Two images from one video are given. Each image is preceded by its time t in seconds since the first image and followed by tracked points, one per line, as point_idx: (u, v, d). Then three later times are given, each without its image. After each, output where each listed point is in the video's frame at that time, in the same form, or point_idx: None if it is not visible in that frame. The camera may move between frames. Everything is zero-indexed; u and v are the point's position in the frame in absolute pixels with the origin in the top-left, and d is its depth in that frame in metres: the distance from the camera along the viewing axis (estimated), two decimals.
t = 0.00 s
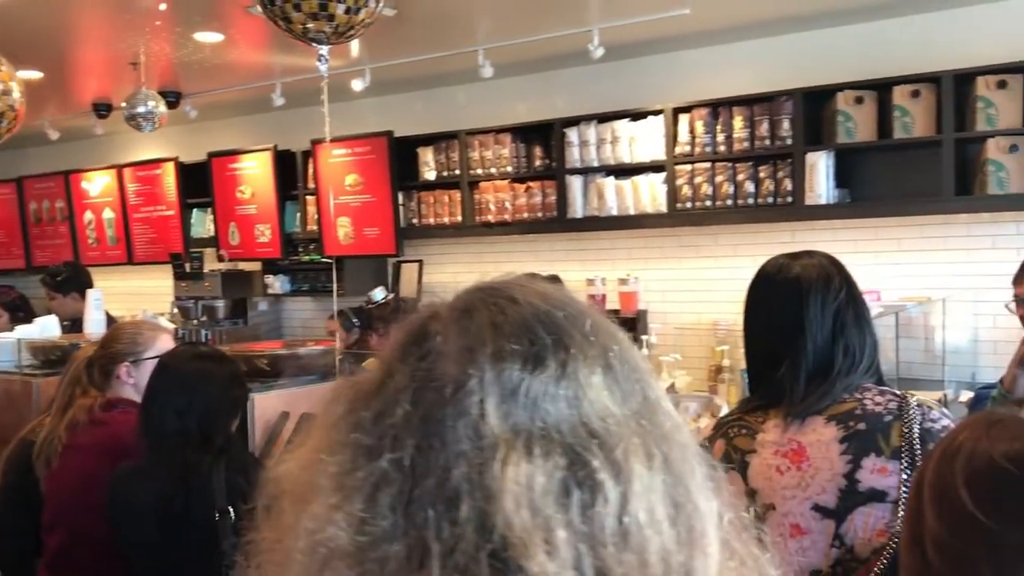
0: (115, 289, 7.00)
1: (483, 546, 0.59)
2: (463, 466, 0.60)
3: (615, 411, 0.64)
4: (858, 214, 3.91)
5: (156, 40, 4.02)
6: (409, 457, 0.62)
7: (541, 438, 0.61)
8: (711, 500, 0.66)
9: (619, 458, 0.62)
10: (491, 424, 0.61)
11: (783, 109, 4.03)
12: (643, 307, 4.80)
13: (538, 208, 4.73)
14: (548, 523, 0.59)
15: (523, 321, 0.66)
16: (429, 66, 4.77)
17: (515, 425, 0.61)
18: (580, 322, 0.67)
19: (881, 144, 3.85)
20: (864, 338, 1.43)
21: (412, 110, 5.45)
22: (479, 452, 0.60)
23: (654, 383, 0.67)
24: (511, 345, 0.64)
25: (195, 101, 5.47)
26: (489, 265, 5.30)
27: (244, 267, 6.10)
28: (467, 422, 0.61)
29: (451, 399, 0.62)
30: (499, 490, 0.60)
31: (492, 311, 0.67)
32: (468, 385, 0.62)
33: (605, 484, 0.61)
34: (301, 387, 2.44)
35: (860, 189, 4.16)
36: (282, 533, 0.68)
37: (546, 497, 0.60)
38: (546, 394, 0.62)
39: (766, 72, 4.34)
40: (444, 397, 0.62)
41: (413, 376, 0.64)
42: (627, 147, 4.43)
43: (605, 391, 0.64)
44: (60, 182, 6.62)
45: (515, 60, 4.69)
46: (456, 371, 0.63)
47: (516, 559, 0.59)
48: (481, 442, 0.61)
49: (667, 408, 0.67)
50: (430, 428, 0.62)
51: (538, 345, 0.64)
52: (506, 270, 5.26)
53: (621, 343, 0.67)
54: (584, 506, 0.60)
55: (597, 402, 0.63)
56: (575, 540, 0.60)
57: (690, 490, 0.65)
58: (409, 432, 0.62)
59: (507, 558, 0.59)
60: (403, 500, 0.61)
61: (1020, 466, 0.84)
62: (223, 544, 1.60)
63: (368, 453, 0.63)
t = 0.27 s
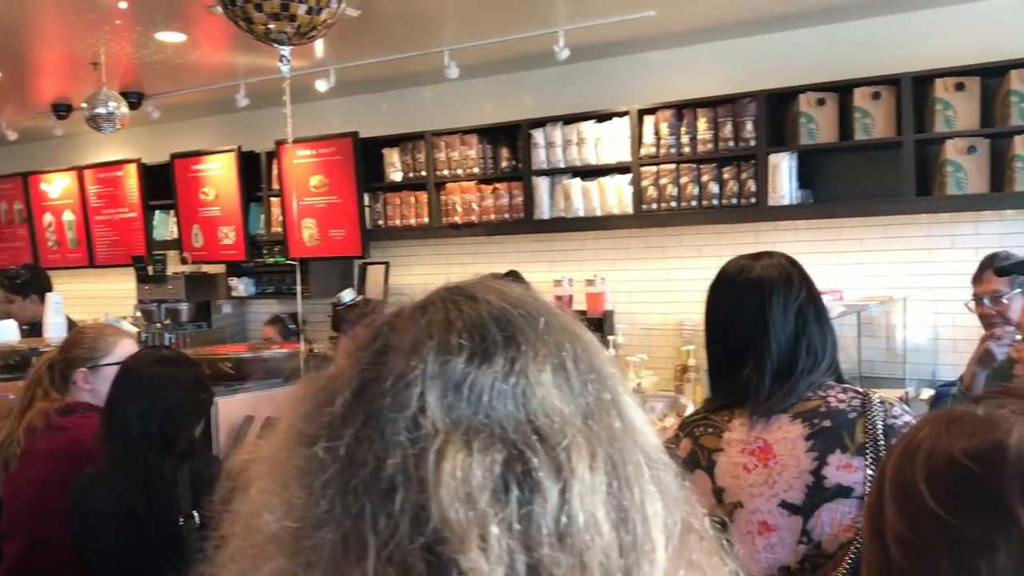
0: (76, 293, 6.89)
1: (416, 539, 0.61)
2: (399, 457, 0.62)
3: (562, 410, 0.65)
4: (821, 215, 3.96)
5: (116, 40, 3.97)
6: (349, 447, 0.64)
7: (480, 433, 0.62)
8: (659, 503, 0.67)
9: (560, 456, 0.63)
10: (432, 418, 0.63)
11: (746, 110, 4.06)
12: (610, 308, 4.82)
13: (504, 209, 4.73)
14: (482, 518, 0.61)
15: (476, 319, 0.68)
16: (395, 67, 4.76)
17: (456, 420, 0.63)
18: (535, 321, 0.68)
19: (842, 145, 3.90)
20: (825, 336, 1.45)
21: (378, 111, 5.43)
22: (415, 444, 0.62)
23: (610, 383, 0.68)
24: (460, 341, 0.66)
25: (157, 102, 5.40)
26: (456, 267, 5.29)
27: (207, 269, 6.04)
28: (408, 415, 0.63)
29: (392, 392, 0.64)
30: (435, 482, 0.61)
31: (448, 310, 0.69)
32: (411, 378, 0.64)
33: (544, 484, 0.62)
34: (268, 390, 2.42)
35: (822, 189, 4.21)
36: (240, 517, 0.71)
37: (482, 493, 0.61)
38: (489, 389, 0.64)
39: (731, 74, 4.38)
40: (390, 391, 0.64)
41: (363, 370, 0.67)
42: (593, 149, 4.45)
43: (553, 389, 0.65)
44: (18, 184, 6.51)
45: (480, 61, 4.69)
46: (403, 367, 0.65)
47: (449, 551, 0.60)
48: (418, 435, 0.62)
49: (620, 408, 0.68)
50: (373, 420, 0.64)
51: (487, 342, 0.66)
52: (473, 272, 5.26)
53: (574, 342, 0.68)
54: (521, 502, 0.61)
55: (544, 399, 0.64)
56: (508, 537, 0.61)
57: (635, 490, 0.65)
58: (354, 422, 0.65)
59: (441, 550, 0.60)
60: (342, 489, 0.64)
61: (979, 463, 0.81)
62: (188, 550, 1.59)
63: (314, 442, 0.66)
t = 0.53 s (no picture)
0: (33, 296, 6.77)
1: (371, 539, 0.60)
2: (354, 455, 0.61)
3: (526, 409, 0.63)
4: (783, 214, 3.99)
5: (73, 39, 3.89)
6: (303, 445, 0.63)
7: (439, 433, 0.61)
8: (625, 506, 0.65)
9: (521, 457, 0.62)
10: (390, 416, 0.62)
11: (709, 110, 4.08)
12: (575, 308, 4.83)
13: (469, 210, 4.71)
14: (439, 519, 0.59)
15: (440, 316, 0.67)
16: (357, 67, 4.73)
17: (414, 419, 0.62)
18: (500, 320, 0.67)
19: (803, 145, 3.93)
20: (784, 333, 1.45)
21: (341, 111, 5.39)
22: (371, 442, 0.61)
23: (577, 383, 0.67)
24: (422, 338, 0.65)
25: (115, 101, 5.32)
26: (421, 268, 5.27)
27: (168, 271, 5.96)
28: (365, 412, 0.62)
29: (350, 389, 0.63)
30: (391, 482, 0.60)
31: (412, 307, 0.68)
32: (369, 375, 0.63)
33: (504, 484, 0.61)
34: (229, 394, 2.38)
35: (784, 189, 4.25)
36: (195, 518, 0.70)
37: (439, 493, 0.60)
38: (449, 388, 0.63)
39: (694, 74, 4.40)
40: (348, 389, 0.64)
41: (322, 369, 0.66)
42: (558, 149, 4.45)
43: (517, 387, 0.64)
44: None
45: (444, 61, 4.67)
46: (363, 364, 0.64)
47: (406, 552, 0.59)
48: (375, 434, 0.61)
49: (587, 408, 0.67)
50: (330, 419, 0.63)
51: (450, 339, 0.65)
52: (438, 272, 5.24)
53: (540, 341, 0.67)
54: (480, 504, 0.60)
55: (506, 398, 0.63)
56: (465, 539, 0.60)
57: (601, 492, 0.64)
58: (313, 422, 0.64)
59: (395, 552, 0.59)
60: (296, 488, 0.63)
61: (937, 457, 0.82)
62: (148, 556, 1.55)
63: (270, 440, 0.66)
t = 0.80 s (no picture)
0: None
1: (331, 544, 0.59)
2: (315, 457, 0.60)
3: (491, 413, 0.63)
4: (742, 215, 4.03)
5: (24, 40, 3.82)
6: (261, 447, 0.62)
7: (403, 435, 0.61)
8: (592, 513, 0.65)
9: (486, 460, 0.61)
10: (354, 419, 0.61)
11: (668, 112, 4.12)
12: (537, 310, 4.83)
13: (431, 212, 4.70)
14: (402, 523, 0.59)
15: (406, 320, 0.66)
16: (316, 69, 4.70)
17: (378, 422, 0.61)
18: (465, 324, 0.67)
19: (762, 146, 3.98)
20: (735, 325, 1.46)
21: (301, 112, 5.34)
22: (332, 444, 0.60)
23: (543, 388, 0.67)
24: (386, 340, 0.65)
25: (69, 104, 5.23)
26: (383, 270, 5.25)
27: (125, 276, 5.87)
28: (326, 414, 0.61)
29: (311, 391, 0.63)
30: (353, 485, 0.59)
31: (376, 311, 0.67)
32: (332, 377, 0.63)
33: (468, 488, 0.60)
34: (188, 400, 2.34)
35: (743, 190, 4.29)
36: (148, 525, 0.68)
37: (403, 496, 0.59)
38: (414, 390, 0.62)
39: (654, 76, 4.43)
40: (311, 392, 0.63)
41: (282, 371, 0.65)
42: (519, 151, 4.45)
43: (482, 390, 0.64)
44: None
45: (405, 63, 4.65)
46: (327, 367, 0.63)
47: (368, 556, 0.58)
48: (336, 436, 0.61)
49: (552, 413, 0.67)
50: (292, 422, 0.62)
51: (415, 341, 0.65)
52: (400, 275, 5.21)
53: (505, 346, 0.68)
54: (444, 508, 0.60)
55: (473, 399, 0.63)
56: (429, 543, 0.59)
57: (568, 497, 0.64)
58: (274, 424, 0.63)
59: (359, 557, 0.58)
60: (256, 491, 0.61)
61: (896, 453, 0.83)
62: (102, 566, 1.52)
63: (229, 444, 0.65)
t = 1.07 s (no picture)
0: None
1: (253, 559, 0.55)
2: (235, 469, 0.56)
3: (421, 420, 0.59)
4: (701, 215, 4.06)
5: None
6: (180, 461, 0.58)
7: (328, 444, 0.57)
8: (527, 522, 0.61)
9: (415, 467, 0.57)
10: (276, 429, 0.57)
11: (627, 114, 4.15)
12: (499, 312, 4.82)
13: (391, 214, 4.67)
14: (327, 535, 0.55)
15: (333, 324, 0.62)
16: (273, 70, 4.65)
17: (301, 431, 0.57)
18: (395, 327, 0.63)
19: (719, 147, 4.01)
20: (690, 326, 1.46)
21: (258, 114, 5.28)
22: (253, 455, 0.57)
23: (476, 392, 0.63)
24: (310, 346, 0.60)
25: (19, 106, 5.12)
26: (343, 273, 5.20)
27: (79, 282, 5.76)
28: (247, 425, 0.57)
29: (232, 401, 0.58)
30: (275, 497, 0.55)
31: (301, 316, 0.63)
32: (254, 386, 0.59)
33: (397, 498, 0.56)
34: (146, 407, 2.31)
35: (701, 190, 4.33)
36: (63, 542, 0.64)
37: (328, 507, 0.55)
38: (339, 397, 0.58)
39: (612, 77, 4.45)
40: (231, 401, 0.59)
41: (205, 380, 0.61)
42: (478, 152, 4.45)
43: (412, 396, 0.60)
44: None
45: (362, 64, 4.62)
46: (249, 373, 0.59)
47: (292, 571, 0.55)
48: (258, 446, 0.57)
49: (486, 417, 0.63)
50: (212, 433, 0.58)
51: (342, 347, 0.61)
52: (360, 277, 5.18)
53: (436, 349, 0.63)
54: (371, 519, 0.56)
55: (402, 405, 0.59)
56: (355, 556, 0.55)
57: (502, 506, 0.60)
58: (192, 436, 0.59)
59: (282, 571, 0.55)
60: (173, 506, 0.58)
61: (857, 451, 0.84)
62: None
63: (147, 456, 0.60)
